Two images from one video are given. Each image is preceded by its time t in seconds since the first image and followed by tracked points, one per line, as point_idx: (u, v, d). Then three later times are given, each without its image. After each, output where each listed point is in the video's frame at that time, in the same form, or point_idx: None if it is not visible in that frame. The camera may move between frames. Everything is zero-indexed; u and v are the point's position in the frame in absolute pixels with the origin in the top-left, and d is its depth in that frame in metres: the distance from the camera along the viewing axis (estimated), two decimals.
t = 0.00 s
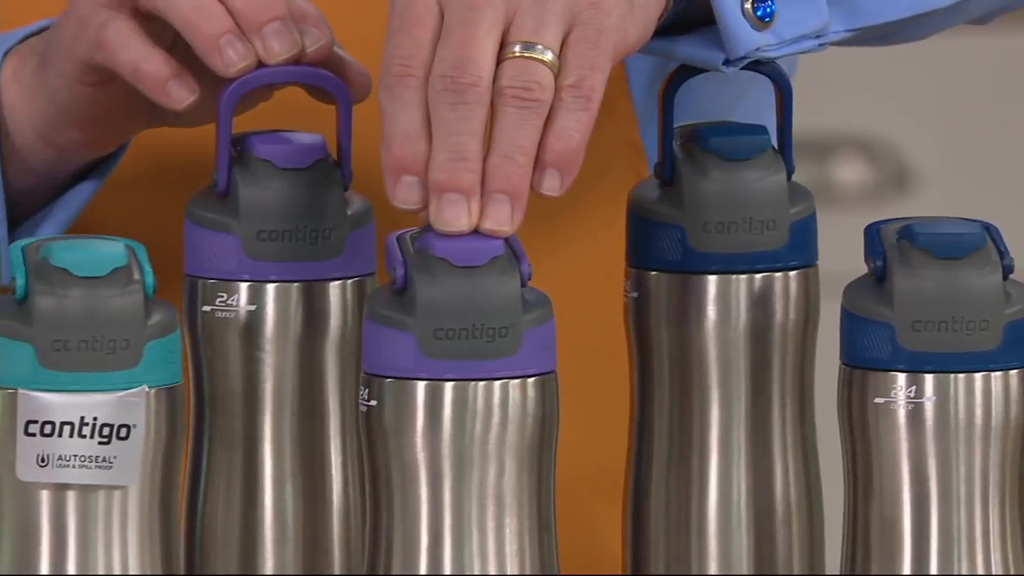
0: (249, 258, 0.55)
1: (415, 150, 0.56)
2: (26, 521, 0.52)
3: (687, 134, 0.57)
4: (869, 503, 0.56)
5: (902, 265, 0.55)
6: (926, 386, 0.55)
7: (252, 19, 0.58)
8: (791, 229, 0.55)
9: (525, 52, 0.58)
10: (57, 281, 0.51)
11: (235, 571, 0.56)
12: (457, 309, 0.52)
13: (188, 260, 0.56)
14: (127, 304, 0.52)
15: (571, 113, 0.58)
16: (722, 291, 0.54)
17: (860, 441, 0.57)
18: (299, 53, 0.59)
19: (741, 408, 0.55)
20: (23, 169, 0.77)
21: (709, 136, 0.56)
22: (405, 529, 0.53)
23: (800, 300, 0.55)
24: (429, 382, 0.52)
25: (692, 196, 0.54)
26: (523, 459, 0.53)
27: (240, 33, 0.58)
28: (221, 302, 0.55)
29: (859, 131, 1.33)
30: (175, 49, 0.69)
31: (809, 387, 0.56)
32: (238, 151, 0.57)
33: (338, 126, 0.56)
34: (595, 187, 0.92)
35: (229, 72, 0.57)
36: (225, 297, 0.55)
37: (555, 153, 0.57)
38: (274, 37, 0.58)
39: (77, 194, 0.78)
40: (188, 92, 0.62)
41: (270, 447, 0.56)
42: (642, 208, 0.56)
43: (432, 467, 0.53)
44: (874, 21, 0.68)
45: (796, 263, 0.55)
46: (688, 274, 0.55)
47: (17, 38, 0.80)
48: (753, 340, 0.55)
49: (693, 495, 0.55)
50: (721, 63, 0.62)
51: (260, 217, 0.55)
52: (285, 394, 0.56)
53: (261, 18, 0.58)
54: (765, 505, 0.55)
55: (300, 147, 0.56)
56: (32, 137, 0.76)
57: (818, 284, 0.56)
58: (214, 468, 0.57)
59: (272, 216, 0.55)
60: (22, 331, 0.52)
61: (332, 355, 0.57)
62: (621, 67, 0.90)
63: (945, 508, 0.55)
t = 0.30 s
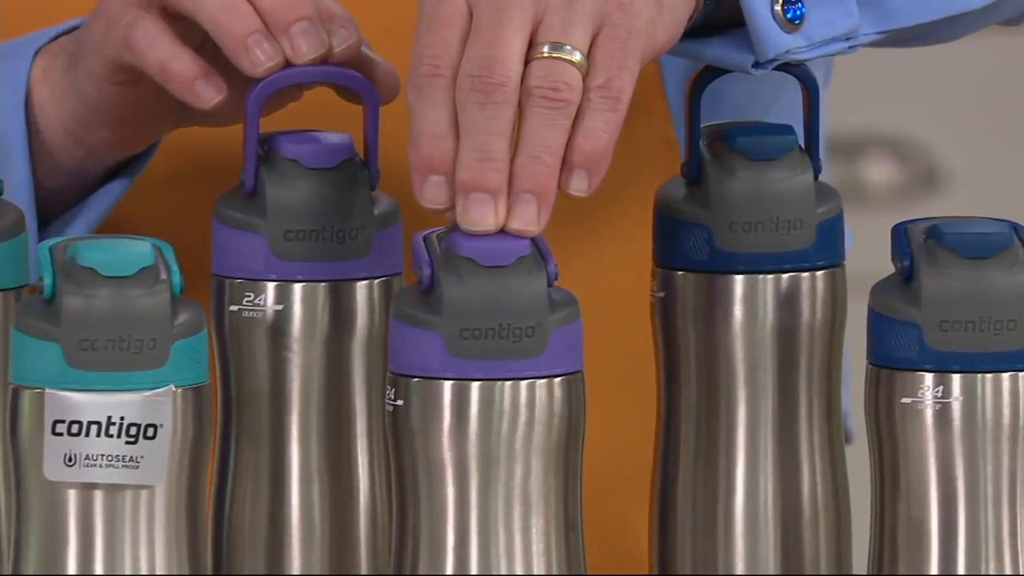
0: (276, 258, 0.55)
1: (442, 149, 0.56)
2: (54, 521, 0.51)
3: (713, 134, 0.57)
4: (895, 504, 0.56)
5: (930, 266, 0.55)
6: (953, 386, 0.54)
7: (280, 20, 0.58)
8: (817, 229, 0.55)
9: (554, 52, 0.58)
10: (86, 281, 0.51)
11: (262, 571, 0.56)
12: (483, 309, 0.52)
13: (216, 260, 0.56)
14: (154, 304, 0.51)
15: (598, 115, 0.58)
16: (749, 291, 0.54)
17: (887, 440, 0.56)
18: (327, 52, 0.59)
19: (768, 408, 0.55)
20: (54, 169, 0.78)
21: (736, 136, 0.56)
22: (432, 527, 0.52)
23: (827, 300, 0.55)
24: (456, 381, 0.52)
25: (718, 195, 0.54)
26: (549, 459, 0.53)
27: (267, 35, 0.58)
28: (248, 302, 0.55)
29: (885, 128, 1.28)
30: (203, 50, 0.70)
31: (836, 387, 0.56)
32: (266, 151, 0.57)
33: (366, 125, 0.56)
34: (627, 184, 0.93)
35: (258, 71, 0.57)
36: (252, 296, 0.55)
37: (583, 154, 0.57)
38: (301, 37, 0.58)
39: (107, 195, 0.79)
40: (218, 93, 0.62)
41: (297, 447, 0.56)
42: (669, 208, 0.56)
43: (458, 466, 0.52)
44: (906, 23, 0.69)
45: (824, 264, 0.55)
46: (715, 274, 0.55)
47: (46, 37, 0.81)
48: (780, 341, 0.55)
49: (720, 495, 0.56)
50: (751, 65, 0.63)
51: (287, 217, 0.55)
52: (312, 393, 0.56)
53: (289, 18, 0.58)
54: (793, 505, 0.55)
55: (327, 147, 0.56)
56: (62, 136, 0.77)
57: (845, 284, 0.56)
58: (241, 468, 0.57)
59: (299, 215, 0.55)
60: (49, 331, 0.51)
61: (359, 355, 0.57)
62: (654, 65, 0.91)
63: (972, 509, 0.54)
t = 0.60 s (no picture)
0: (299, 257, 0.55)
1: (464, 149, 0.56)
2: (78, 520, 0.51)
3: (736, 134, 0.57)
4: (919, 503, 0.56)
5: (954, 266, 0.54)
6: (978, 386, 0.54)
7: (303, 19, 0.58)
8: (841, 229, 0.55)
9: (578, 50, 0.58)
10: (108, 281, 0.50)
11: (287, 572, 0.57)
12: (507, 308, 0.51)
13: (239, 259, 0.56)
14: (177, 304, 0.51)
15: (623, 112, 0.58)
16: (772, 290, 0.54)
17: (910, 439, 0.56)
18: (350, 52, 0.59)
19: (791, 408, 0.55)
20: (79, 163, 0.79)
21: (759, 136, 0.56)
22: (455, 527, 0.52)
23: (850, 300, 0.55)
24: (479, 381, 0.52)
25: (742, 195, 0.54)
26: (573, 459, 0.52)
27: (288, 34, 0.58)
28: (272, 301, 0.55)
29: (917, 129, 1.27)
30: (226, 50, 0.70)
31: (859, 388, 0.56)
32: (289, 150, 0.57)
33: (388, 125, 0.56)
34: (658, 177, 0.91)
35: (280, 70, 0.57)
36: (276, 296, 0.55)
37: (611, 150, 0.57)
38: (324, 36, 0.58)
39: (131, 191, 0.79)
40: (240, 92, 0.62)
41: (320, 447, 0.57)
42: (692, 207, 0.56)
43: (481, 465, 0.52)
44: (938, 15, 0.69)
45: (847, 263, 0.55)
46: (738, 274, 0.55)
47: (75, 33, 0.81)
48: (803, 341, 0.55)
49: (744, 493, 0.56)
50: (780, 58, 0.61)
51: (310, 217, 0.55)
52: (336, 392, 0.56)
53: (311, 18, 0.58)
54: (817, 505, 0.55)
55: (350, 147, 0.56)
56: (88, 131, 0.78)
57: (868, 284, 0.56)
58: (265, 467, 0.57)
59: (322, 215, 0.55)
60: (73, 331, 0.51)
61: (382, 355, 0.57)
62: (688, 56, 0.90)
63: (997, 509, 0.54)
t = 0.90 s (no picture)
0: (321, 257, 0.55)
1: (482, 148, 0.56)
2: (100, 521, 0.51)
3: (756, 133, 0.57)
4: (941, 503, 0.56)
5: (976, 266, 0.54)
6: (1000, 387, 0.54)
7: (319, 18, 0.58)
8: (862, 228, 0.55)
9: None
10: (130, 281, 0.51)
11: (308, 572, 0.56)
12: (528, 308, 0.51)
13: (262, 260, 0.57)
14: (199, 304, 0.51)
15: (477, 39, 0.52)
16: (794, 290, 0.54)
17: (932, 439, 0.56)
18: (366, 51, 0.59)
19: (813, 408, 0.55)
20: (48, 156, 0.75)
21: (778, 134, 0.56)
22: (476, 527, 0.52)
23: (871, 300, 0.55)
24: (500, 381, 0.52)
25: (762, 194, 0.54)
26: (595, 459, 0.52)
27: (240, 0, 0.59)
28: (293, 301, 0.56)
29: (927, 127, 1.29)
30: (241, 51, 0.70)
31: (881, 388, 0.56)
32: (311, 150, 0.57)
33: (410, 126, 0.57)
34: (678, 175, 0.90)
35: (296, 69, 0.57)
36: (297, 296, 0.56)
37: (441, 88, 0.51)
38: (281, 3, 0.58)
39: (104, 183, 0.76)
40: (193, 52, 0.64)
41: (341, 446, 0.57)
42: (713, 207, 0.56)
43: (503, 465, 0.52)
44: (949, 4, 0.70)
45: (869, 263, 0.55)
46: (760, 273, 0.55)
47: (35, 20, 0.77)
48: (824, 340, 0.55)
49: (766, 494, 0.56)
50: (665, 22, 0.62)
51: (332, 217, 0.55)
52: (357, 392, 0.56)
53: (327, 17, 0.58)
54: (838, 505, 0.55)
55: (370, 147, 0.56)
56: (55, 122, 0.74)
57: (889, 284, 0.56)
58: (287, 467, 0.57)
59: (343, 215, 0.55)
60: (95, 331, 0.51)
61: (404, 354, 0.57)
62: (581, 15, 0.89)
63: (1019, 509, 0.54)
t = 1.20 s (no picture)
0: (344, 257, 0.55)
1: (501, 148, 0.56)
2: (122, 522, 0.51)
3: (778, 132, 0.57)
4: (963, 503, 0.56)
5: (998, 266, 0.54)
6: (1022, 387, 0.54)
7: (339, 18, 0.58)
8: (884, 229, 0.55)
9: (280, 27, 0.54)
10: (151, 280, 0.50)
11: (330, 572, 0.57)
12: (549, 309, 0.51)
13: (284, 259, 0.57)
14: (221, 304, 0.51)
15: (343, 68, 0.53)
16: (816, 290, 0.54)
17: (954, 439, 0.56)
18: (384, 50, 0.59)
19: (835, 408, 0.55)
20: None
21: (800, 134, 0.56)
22: (498, 527, 0.52)
23: (893, 299, 0.55)
24: (521, 381, 0.52)
25: (784, 194, 0.54)
26: (617, 459, 0.52)
27: None
28: (315, 301, 0.56)
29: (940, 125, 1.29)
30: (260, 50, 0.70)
31: (903, 389, 0.56)
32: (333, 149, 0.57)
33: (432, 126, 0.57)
34: (689, 157, 0.88)
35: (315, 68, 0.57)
36: (319, 296, 0.56)
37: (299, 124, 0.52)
38: None
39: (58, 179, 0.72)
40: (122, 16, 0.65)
41: (363, 446, 0.57)
42: (734, 205, 0.56)
43: (524, 465, 0.52)
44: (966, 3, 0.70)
45: (891, 263, 0.55)
46: (781, 273, 0.55)
47: None
48: (846, 340, 0.55)
49: (787, 494, 0.56)
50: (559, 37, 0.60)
51: (355, 216, 0.55)
52: (379, 394, 0.56)
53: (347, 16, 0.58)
54: (860, 505, 0.55)
55: (392, 146, 0.56)
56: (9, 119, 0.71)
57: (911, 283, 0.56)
58: (308, 466, 0.57)
59: (366, 214, 0.55)
60: (117, 331, 0.51)
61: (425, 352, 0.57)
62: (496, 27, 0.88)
63: None
